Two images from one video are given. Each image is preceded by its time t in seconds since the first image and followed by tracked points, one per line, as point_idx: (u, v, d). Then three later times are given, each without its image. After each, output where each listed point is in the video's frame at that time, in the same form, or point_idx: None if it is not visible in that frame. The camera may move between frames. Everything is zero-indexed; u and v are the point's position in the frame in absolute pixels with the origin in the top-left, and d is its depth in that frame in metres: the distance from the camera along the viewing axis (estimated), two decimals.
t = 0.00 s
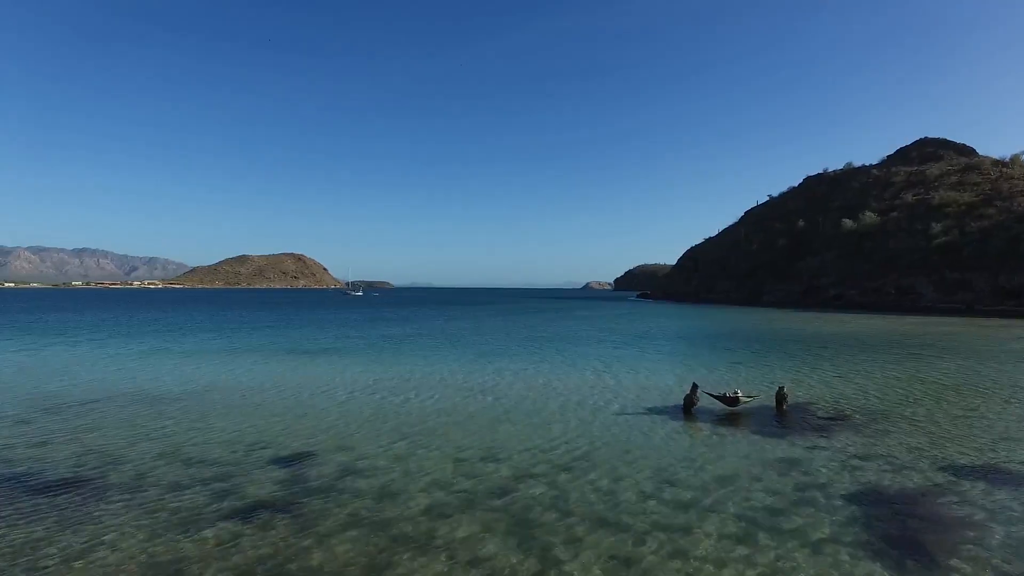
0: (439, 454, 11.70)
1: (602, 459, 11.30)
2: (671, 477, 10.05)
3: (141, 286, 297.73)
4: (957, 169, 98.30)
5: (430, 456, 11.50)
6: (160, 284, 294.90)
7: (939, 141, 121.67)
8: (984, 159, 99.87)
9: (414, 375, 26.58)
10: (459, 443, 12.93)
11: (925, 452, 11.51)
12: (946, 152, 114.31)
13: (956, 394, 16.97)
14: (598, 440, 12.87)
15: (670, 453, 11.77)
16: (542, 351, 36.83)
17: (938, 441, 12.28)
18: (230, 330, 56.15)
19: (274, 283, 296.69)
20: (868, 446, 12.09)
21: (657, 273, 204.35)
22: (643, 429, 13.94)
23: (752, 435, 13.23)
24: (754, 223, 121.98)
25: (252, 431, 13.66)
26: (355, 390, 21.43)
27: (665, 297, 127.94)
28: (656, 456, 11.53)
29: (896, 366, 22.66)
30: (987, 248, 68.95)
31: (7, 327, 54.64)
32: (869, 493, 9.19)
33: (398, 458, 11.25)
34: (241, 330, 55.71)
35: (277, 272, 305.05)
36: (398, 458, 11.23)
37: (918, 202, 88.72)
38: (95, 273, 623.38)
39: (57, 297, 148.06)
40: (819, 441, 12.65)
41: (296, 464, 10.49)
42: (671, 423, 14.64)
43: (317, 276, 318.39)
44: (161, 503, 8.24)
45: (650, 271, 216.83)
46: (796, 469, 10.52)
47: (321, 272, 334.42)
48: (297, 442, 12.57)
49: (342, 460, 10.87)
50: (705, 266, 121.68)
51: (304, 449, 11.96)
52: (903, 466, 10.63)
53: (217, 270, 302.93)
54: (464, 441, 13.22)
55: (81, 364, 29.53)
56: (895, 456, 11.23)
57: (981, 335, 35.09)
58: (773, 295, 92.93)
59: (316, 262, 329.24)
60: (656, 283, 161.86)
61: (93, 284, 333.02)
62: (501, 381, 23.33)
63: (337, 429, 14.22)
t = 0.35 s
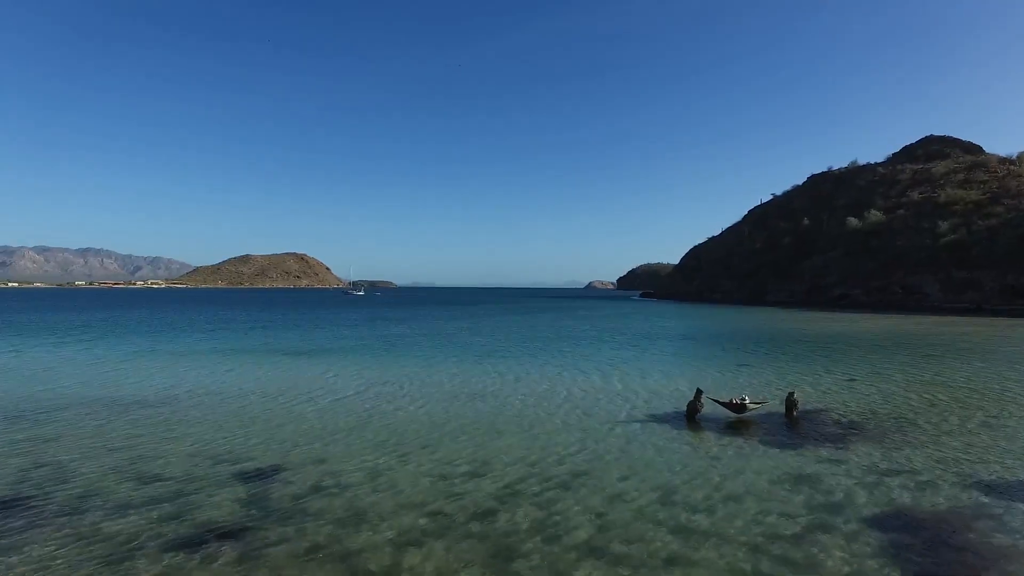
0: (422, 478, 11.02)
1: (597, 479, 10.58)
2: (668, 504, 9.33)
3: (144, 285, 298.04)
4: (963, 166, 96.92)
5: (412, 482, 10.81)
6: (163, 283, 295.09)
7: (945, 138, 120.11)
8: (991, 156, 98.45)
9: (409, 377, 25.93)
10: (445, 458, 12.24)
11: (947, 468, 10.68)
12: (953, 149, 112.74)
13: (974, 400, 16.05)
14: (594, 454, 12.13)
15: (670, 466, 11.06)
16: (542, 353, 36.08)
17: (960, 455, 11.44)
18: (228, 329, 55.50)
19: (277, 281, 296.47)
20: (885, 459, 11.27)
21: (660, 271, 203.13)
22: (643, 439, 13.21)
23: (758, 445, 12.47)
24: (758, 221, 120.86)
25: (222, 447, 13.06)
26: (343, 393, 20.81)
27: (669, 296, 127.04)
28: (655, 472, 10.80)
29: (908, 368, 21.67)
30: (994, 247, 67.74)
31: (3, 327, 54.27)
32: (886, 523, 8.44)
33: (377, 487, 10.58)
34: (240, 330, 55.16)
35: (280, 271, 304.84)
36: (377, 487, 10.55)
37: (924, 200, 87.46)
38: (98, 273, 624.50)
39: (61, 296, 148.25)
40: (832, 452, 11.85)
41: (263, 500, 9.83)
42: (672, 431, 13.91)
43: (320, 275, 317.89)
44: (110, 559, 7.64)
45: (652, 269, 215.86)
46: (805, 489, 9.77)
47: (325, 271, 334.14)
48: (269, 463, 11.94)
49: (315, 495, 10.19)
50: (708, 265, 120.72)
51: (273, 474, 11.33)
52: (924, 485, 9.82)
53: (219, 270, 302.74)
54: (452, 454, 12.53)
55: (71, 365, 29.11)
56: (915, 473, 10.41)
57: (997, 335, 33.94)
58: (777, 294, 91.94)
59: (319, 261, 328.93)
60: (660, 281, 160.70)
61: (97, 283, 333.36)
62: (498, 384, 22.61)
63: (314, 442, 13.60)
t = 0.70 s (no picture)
0: (365, 503, 9.42)
1: (569, 504, 9.09)
2: (652, 539, 7.85)
3: (123, 285, 291.82)
4: (946, 166, 97.25)
5: (352, 507, 9.20)
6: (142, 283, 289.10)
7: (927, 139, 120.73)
8: (973, 156, 98.87)
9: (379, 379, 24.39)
10: (397, 477, 10.70)
11: (967, 486, 9.32)
12: (935, 150, 113.25)
13: (980, 406, 14.82)
14: (568, 470, 10.77)
15: (653, 487, 9.69)
16: (524, 355, 34.62)
17: (978, 469, 10.14)
18: (200, 331, 53.38)
19: (260, 281, 291.92)
20: (896, 474, 9.92)
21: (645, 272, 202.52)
22: (623, 453, 11.76)
23: (752, 458, 11.06)
24: (743, 221, 120.60)
25: (135, 466, 11.34)
26: (298, 397, 19.14)
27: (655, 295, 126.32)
28: (636, 496, 9.35)
29: (903, 371, 20.52)
30: (978, 246, 67.51)
31: None
32: (906, 559, 7.08)
33: (311, 515, 8.97)
34: (212, 332, 52.95)
35: (264, 271, 300.21)
36: (310, 514, 8.94)
37: (907, 200, 87.43)
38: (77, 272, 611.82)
39: (35, 297, 144.13)
40: (835, 465, 10.48)
41: (167, 535, 8.18)
42: (656, 442, 12.48)
43: (305, 275, 313.71)
44: None
45: (639, 269, 215.26)
46: (808, 514, 8.39)
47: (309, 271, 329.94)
48: (187, 485, 10.32)
49: (233, 526, 8.55)
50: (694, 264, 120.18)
51: (188, 498, 9.70)
52: (948, 508, 8.44)
53: (201, 269, 297.30)
54: (407, 472, 10.99)
55: (17, 369, 27.20)
56: (933, 492, 9.07)
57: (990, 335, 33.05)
58: (762, 293, 91.42)
59: (302, 261, 324.52)
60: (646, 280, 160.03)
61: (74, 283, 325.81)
62: (471, 387, 21.07)
63: (247, 459, 11.97)
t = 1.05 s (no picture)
0: (336, 534, 8.63)
1: (561, 537, 8.31)
2: None
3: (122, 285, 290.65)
4: (946, 165, 96.49)
5: (321, 541, 8.42)
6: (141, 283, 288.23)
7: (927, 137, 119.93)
8: (974, 155, 98.11)
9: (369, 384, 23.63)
10: (372, 502, 9.91)
11: (999, 513, 8.50)
12: (935, 148, 112.42)
13: (1000, 415, 14.00)
14: (561, 494, 9.99)
15: (652, 515, 8.93)
16: (520, 358, 33.85)
17: (1007, 493, 9.30)
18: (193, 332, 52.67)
19: (259, 281, 291.05)
20: (917, 498, 9.10)
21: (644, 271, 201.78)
22: (621, 472, 10.97)
23: (759, 477, 10.27)
24: (743, 220, 119.82)
25: (81, 490, 10.49)
26: (277, 406, 18.28)
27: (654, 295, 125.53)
28: (633, 528, 8.57)
29: (911, 376, 19.67)
30: (979, 245, 66.67)
31: None
32: None
33: (269, 552, 8.16)
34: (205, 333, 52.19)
35: (263, 270, 299.43)
36: (273, 550, 8.16)
37: (908, 199, 86.64)
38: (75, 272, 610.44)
39: (34, 297, 143.43)
40: (849, 486, 9.68)
41: None
42: (656, 458, 11.70)
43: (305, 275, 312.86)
44: None
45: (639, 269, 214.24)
46: (823, 551, 7.60)
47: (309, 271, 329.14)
48: (144, 512, 9.55)
49: (190, 565, 7.80)
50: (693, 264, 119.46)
51: (130, 530, 8.85)
52: (979, 543, 7.63)
53: (200, 269, 296.51)
54: (383, 496, 10.18)
55: None
56: (961, 522, 8.25)
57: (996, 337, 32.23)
58: (762, 294, 90.65)
59: (302, 261, 323.67)
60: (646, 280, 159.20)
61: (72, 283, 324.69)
62: (463, 393, 20.30)
63: (207, 480, 11.11)
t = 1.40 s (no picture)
0: None
1: None
2: None
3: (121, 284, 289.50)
4: (949, 163, 95.46)
5: None
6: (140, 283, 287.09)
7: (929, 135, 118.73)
8: (976, 153, 97.05)
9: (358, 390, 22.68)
10: (344, 539, 8.93)
11: None
12: (937, 146, 111.33)
13: None
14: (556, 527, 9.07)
15: (658, 556, 8.00)
16: (517, 362, 32.83)
17: None
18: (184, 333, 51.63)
19: (258, 281, 289.93)
20: (952, 534, 8.11)
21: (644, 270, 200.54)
22: (621, 500, 9.99)
23: (773, 507, 9.29)
24: (743, 219, 118.75)
25: (9, 526, 9.46)
26: (251, 417, 17.25)
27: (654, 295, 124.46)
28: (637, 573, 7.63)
29: (923, 381, 18.67)
30: (983, 244, 65.67)
31: None
32: None
33: None
34: (197, 333, 51.18)
35: (262, 270, 298.31)
36: None
37: (910, 197, 85.63)
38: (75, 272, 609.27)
39: (31, 296, 142.32)
40: (876, 516, 8.72)
41: None
42: (661, 480, 10.73)
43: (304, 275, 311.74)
44: None
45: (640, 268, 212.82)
46: None
47: (308, 271, 327.99)
48: (89, 552, 8.64)
49: None
50: (694, 264, 118.38)
51: None
52: None
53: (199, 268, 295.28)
54: (356, 531, 9.21)
55: None
56: (1007, 568, 7.25)
57: (1005, 338, 31.19)
58: (762, 293, 89.68)
59: (301, 261, 322.48)
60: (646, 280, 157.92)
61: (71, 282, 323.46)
62: (455, 402, 19.32)
63: (144, 516, 9.97)
